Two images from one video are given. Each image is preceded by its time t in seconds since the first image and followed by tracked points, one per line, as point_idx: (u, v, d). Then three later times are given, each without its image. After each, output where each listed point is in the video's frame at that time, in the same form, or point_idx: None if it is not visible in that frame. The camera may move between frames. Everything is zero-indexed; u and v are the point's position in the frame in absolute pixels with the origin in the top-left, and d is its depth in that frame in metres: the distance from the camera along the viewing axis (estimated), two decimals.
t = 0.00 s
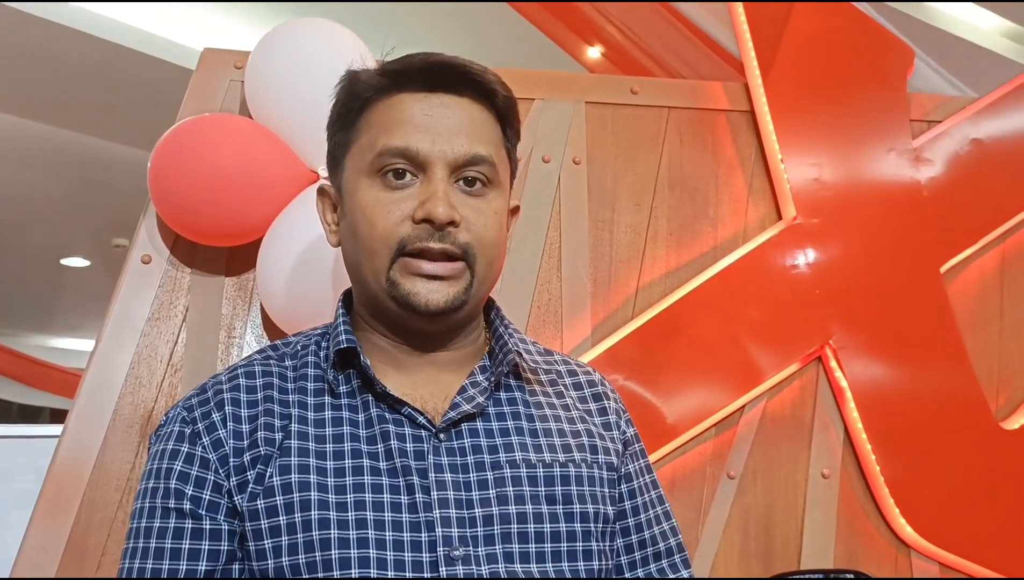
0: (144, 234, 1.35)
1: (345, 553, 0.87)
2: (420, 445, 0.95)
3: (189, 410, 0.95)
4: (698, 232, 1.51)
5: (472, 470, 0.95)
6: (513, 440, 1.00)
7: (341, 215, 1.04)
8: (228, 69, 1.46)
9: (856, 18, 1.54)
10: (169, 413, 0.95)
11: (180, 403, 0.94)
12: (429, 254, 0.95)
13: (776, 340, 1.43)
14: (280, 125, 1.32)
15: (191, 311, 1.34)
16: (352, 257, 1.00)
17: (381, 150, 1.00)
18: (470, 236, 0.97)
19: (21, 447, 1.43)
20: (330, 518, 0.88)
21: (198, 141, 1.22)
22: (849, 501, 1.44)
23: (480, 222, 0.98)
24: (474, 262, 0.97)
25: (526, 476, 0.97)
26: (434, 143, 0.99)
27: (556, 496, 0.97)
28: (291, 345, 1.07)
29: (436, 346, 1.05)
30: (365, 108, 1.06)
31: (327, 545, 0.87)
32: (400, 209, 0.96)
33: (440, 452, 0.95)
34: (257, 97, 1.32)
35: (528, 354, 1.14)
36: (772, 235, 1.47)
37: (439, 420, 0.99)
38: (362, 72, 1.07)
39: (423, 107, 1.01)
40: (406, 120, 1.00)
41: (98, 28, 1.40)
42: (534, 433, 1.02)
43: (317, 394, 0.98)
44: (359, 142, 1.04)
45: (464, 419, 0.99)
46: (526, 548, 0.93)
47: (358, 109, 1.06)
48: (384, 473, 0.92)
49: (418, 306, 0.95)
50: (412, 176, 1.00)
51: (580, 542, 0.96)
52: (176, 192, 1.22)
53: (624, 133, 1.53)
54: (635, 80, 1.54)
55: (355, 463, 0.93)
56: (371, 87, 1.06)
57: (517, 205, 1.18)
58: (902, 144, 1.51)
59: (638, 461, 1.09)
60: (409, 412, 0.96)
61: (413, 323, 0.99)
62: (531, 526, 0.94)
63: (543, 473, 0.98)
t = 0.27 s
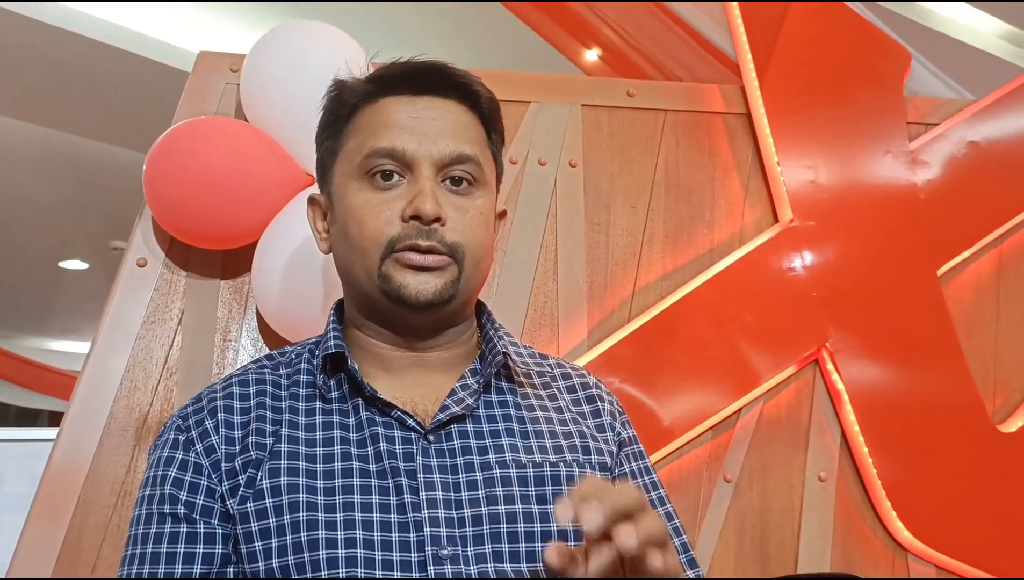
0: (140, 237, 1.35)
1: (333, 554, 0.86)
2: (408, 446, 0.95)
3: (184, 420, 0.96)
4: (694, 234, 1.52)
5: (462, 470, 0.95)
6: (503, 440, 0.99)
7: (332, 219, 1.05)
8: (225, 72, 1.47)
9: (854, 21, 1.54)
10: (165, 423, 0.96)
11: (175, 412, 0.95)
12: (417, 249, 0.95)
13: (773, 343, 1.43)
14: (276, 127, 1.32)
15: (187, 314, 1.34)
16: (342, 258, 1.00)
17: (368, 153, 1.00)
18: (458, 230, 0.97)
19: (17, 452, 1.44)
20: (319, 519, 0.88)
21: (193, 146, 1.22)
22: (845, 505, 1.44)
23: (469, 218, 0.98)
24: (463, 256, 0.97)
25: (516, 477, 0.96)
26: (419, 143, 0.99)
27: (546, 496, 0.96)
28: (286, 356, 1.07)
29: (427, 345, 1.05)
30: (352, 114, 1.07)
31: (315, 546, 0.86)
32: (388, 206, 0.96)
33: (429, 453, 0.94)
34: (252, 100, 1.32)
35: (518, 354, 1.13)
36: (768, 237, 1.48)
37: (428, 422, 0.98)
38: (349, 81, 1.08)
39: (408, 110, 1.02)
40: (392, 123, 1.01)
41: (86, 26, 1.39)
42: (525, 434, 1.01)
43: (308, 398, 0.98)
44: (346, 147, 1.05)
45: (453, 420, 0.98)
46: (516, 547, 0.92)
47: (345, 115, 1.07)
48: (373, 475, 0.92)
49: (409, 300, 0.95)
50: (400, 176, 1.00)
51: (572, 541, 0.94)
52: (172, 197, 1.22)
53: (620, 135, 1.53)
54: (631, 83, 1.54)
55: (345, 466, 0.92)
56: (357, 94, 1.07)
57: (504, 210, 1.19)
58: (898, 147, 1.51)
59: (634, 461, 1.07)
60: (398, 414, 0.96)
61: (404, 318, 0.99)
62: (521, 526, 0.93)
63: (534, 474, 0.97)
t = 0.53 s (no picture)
0: (139, 239, 1.36)
1: (328, 565, 0.86)
2: (404, 454, 0.94)
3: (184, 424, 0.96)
4: (693, 236, 1.52)
5: (458, 478, 0.94)
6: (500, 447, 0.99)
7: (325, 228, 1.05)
8: (222, 76, 1.54)
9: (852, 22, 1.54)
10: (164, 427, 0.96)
11: (174, 417, 0.95)
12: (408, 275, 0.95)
13: (771, 344, 1.43)
14: (274, 128, 1.32)
15: (185, 316, 1.34)
16: (335, 276, 1.01)
17: (359, 169, 0.99)
18: (450, 252, 0.96)
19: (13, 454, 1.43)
20: (314, 530, 0.88)
21: (191, 149, 1.22)
22: (844, 507, 1.44)
23: (461, 240, 0.98)
24: (455, 281, 0.97)
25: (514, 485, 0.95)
26: (410, 161, 0.98)
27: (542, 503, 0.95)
28: (286, 355, 1.08)
29: (423, 362, 1.04)
30: (344, 123, 1.05)
31: (311, 557, 0.86)
32: (379, 229, 0.96)
33: (425, 461, 0.94)
34: (252, 102, 1.32)
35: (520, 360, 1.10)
36: (766, 239, 1.48)
37: (425, 429, 0.98)
38: (339, 84, 1.06)
39: (399, 123, 1.00)
40: (382, 138, 0.99)
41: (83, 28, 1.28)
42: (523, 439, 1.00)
43: (306, 403, 0.98)
44: (338, 157, 1.04)
45: (451, 426, 0.97)
46: (513, 556, 0.91)
47: (337, 124, 1.06)
48: (369, 483, 0.92)
49: (400, 328, 0.96)
50: (391, 194, 0.99)
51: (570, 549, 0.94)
52: (170, 200, 1.22)
53: (620, 137, 1.54)
54: (630, 84, 1.55)
55: (341, 474, 0.92)
56: (348, 101, 1.05)
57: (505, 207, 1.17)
58: (897, 149, 1.51)
59: (636, 462, 1.05)
60: (394, 421, 0.95)
61: (397, 341, 1.00)
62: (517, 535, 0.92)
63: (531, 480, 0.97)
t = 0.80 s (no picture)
0: (137, 242, 1.36)
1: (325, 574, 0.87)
2: (401, 461, 0.94)
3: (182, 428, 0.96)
4: (690, 239, 1.53)
5: (455, 485, 0.94)
6: (498, 452, 0.99)
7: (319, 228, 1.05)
8: (220, 77, 1.48)
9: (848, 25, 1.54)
10: (162, 431, 0.97)
11: (172, 421, 0.96)
12: (406, 270, 0.96)
13: (767, 347, 1.44)
14: (272, 131, 1.33)
15: (183, 318, 1.34)
16: (331, 274, 1.01)
17: (354, 167, 1.00)
18: (448, 248, 0.97)
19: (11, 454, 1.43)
20: (311, 539, 0.88)
21: (188, 153, 1.22)
22: (840, 509, 1.44)
23: (458, 234, 0.98)
24: (453, 275, 0.98)
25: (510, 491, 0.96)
26: (406, 158, 0.98)
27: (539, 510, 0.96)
28: (284, 357, 1.08)
29: (420, 357, 1.04)
30: (337, 121, 1.05)
31: (308, 566, 0.87)
32: (375, 226, 0.96)
33: (422, 468, 0.95)
34: (250, 105, 1.33)
35: (516, 359, 1.09)
36: (763, 242, 1.48)
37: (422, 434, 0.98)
38: (331, 83, 1.06)
39: (394, 121, 1.00)
40: (377, 136, 1.00)
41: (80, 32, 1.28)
42: (521, 444, 1.01)
43: (303, 409, 0.98)
44: (332, 157, 1.04)
45: (448, 432, 0.98)
46: (509, 564, 0.92)
47: (330, 123, 1.06)
48: (366, 490, 0.93)
49: (398, 323, 0.96)
50: (387, 191, 1.00)
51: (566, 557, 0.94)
52: (168, 204, 1.22)
53: (617, 140, 1.54)
54: (628, 88, 1.56)
55: (338, 481, 0.93)
56: (341, 99, 1.05)
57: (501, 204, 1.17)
58: (893, 152, 1.52)
59: (636, 464, 1.05)
60: (390, 428, 0.95)
61: (395, 337, 1.00)
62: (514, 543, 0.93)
63: (528, 487, 0.97)
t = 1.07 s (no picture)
0: (136, 244, 1.37)
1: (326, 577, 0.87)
2: (400, 463, 0.95)
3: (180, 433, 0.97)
4: (687, 242, 1.53)
5: (454, 487, 0.94)
6: (497, 453, 0.99)
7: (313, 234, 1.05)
8: (220, 80, 1.47)
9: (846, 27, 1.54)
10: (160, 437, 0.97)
11: (170, 426, 0.96)
12: (402, 273, 0.96)
13: (764, 349, 1.44)
14: (270, 132, 1.33)
15: (182, 320, 1.35)
16: (327, 279, 1.01)
17: (347, 172, 1.00)
18: (443, 249, 0.97)
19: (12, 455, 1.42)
20: (311, 542, 0.89)
21: (187, 155, 1.22)
22: (837, 510, 1.44)
23: (453, 235, 0.98)
24: (448, 277, 0.98)
25: (509, 491, 0.96)
26: (398, 162, 0.99)
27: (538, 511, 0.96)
28: (281, 361, 1.08)
29: (418, 358, 1.05)
30: (327, 127, 1.06)
31: (307, 569, 0.87)
32: (370, 230, 0.97)
33: (420, 470, 0.95)
34: (249, 107, 1.33)
35: (512, 358, 1.10)
36: (760, 244, 1.49)
37: (420, 434, 0.99)
38: (320, 89, 1.06)
39: (385, 125, 1.01)
40: (369, 140, 1.00)
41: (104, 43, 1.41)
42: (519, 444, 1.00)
43: (301, 412, 0.99)
44: (323, 163, 1.04)
45: (446, 433, 0.98)
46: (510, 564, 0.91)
47: (320, 128, 1.06)
48: (365, 493, 0.93)
49: (396, 326, 0.96)
50: (381, 195, 1.00)
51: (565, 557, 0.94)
52: (168, 205, 1.23)
53: (615, 142, 1.55)
54: (625, 90, 1.57)
55: (337, 484, 0.93)
56: (330, 104, 1.06)
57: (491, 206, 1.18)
58: (890, 155, 1.52)
59: (634, 463, 1.05)
60: (388, 430, 0.96)
61: (392, 340, 1.00)
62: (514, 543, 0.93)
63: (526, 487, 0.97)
